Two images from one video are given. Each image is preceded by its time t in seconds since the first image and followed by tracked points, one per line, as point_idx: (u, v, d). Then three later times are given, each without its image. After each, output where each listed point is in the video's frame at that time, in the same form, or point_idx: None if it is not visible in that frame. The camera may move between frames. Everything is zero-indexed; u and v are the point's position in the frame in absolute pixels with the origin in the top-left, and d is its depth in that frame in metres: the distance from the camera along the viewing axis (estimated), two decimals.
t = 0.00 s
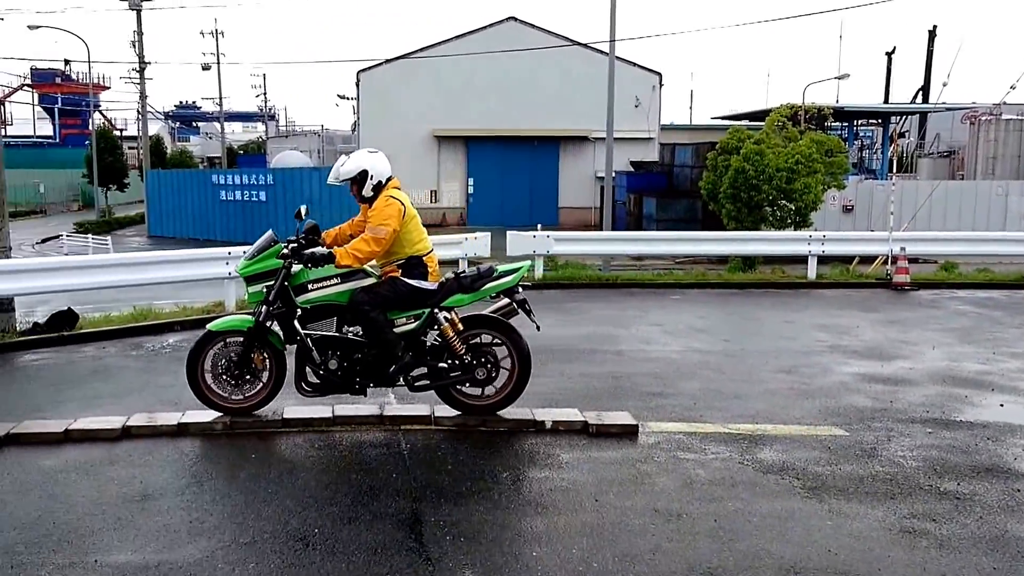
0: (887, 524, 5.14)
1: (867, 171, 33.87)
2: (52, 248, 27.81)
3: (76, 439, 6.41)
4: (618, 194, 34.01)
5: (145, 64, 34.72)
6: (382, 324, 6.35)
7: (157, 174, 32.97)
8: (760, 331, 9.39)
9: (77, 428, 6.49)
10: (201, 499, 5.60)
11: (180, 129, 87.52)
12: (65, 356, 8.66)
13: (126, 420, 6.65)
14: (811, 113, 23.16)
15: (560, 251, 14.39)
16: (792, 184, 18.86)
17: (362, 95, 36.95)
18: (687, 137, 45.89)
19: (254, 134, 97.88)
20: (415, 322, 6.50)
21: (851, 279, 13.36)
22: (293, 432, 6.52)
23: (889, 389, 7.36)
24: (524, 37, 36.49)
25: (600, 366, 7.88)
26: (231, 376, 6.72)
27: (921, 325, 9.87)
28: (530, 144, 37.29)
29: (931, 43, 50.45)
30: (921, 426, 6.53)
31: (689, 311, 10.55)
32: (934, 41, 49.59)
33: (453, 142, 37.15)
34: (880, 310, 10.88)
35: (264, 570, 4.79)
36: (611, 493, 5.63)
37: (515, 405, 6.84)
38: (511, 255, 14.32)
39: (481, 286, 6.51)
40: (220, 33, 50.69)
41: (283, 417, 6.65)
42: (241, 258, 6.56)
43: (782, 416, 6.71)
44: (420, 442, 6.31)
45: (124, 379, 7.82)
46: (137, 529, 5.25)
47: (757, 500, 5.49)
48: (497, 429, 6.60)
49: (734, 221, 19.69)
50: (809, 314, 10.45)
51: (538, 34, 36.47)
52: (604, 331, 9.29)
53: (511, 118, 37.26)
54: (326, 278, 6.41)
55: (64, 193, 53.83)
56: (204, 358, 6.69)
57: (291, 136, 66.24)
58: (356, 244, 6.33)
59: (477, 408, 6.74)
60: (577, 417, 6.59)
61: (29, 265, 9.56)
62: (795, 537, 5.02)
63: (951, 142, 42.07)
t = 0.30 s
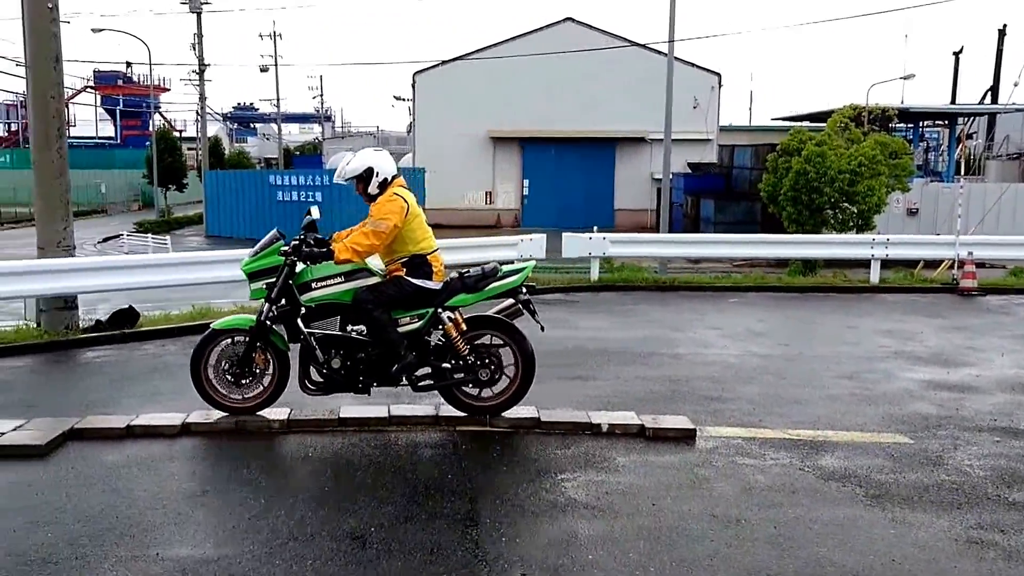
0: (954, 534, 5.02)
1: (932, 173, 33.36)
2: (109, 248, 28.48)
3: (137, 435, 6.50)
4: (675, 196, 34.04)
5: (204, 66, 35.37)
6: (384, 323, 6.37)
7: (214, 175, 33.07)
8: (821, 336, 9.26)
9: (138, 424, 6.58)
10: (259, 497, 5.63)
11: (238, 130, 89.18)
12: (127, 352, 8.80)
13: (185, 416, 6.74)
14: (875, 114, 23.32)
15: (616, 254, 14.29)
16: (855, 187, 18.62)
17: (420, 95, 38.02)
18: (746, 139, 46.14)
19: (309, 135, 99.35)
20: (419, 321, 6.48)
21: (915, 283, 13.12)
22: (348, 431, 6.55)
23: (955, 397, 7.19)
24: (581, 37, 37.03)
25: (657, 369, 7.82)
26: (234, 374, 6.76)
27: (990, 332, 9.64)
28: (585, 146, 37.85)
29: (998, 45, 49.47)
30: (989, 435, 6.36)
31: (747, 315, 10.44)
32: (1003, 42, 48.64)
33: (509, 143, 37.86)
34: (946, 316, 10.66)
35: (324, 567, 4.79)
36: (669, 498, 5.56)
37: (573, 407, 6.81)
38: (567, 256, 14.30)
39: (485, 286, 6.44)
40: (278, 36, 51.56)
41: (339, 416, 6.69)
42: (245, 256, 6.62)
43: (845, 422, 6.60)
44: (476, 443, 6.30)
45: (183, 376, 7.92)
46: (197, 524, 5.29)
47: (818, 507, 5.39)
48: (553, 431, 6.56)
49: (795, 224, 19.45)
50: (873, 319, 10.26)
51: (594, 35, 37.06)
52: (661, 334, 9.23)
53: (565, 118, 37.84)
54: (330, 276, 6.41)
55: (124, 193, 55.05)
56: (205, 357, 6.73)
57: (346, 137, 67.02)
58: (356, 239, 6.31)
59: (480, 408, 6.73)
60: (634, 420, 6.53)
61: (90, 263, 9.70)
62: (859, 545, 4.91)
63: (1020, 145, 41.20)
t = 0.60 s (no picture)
0: (1023, 545, 4.88)
1: (1000, 175, 32.92)
2: (163, 247, 29.09)
3: (196, 431, 6.60)
4: (733, 198, 33.87)
5: (262, 67, 35.92)
6: (395, 326, 6.35)
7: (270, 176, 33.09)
8: (883, 341, 9.10)
9: (197, 420, 6.68)
10: (315, 494, 5.68)
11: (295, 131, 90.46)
12: (188, 350, 8.94)
13: (242, 413, 6.80)
14: (940, 115, 23.25)
15: (673, 255, 14.15)
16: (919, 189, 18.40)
17: (472, 96, 38.49)
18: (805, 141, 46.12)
19: (366, 137, 100.83)
20: (431, 323, 6.48)
21: (982, 288, 12.87)
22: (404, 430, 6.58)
23: None
24: (634, 36, 37.29)
25: (715, 372, 7.76)
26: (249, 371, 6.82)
27: None
28: (641, 148, 38.28)
29: None
30: None
31: (808, 318, 10.31)
32: None
33: (564, 146, 38.44)
34: (1015, 321, 10.42)
35: (382, 565, 4.81)
36: (727, 502, 5.49)
37: (629, 409, 6.76)
38: (622, 257, 14.27)
39: (496, 289, 6.38)
40: (334, 38, 52.23)
41: (394, 416, 6.72)
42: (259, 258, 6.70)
43: (908, 429, 6.47)
44: (530, 444, 6.29)
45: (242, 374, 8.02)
46: (255, 522, 5.33)
47: (880, 515, 5.28)
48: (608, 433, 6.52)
49: (856, 227, 19.17)
50: (939, 324, 10.07)
51: (648, 35, 37.31)
52: (718, 336, 9.15)
53: (618, 118, 38.14)
54: (342, 278, 6.43)
55: (183, 194, 56.17)
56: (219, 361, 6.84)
57: (401, 139, 67.84)
58: (367, 241, 6.32)
59: (494, 411, 6.72)
60: (690, 424, 6.46)
61: (146, 264, 9.83)
62: (921, 555, 4.80)
63: None
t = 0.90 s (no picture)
0: None
1: None
2: (216, 246, 29.65)
3: (252, 429, 6.67)
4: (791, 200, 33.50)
5: (318, 70, 36.43)
6: (407, 325, 6.39)
7: (324, 177, 32.64)
8: (945, 346, 8.92)
9: (253, 419, 6.75)
10: (368, 493, 5.71)
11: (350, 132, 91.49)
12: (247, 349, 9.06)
13: (298, 413, 6.88)
14: (1004, 115, 23.04)
15: (728, 258, 14.02)
16: (983, 191, 18.00)
17: (527, 98, 38.55)
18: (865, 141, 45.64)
19: (419, 138, 101.70)
20: (444, 323, 6.52)
21: None
22: (458, 430, 6.60)
23: None
24: (690, 36, 36.90)
25: (773, 376, 7.67)
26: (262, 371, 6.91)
27: None
28: (697, 148, 37.90)
29: None
30: None
31: (867, 323, 10.15)
32: None
33: (619, 146, 38.24)
34: None
35: (433, 565, 4.82)
36: (785, 508, 5.40)
37: (685, 413, 6.70)
38: (679, 259, 14.18)
39: (509, 289, 6.44)
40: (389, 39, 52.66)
41: (448, 417, 6.74)
42: (275, 256, 6.76)
43: (971, 437, 6.33)
44: (586, 447, 6.25)
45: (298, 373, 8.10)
46: (309, 520, 5.38)
47: (943, 524, 5.16)
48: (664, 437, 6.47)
49: (918, 230, 18.90)
50: (1004, 329, 9.84)
51: (705, 35, 36.99)
52: (775, 340, 9.05)
53: (673, 121, 37.94)
54: (356, 277, 6.48)
55: (238, 195, 57.16)
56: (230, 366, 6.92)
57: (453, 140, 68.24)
58: (384, 241, 6.37)
59: (504, 411, 6.76)
60: (748, 429, 6.39)
61: (199, 263, 9.96)
62: (986, 565, 4.68)
63: None
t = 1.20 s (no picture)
0: None
1: None
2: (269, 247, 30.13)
3: (307, 428, 6.75)
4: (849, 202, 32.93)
5: (372, 72, 36.74)
6: (411, 324, 6.43)
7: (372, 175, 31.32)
8: (1009, 351, 8.74)
9: (308, 418, 6.82)
10: (422, 493, 5.74)
11: (403, 133, 92.28)
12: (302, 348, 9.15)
13: (351, 412, 6.95)
14: None
15: (784, 261, 13.86)
16: None
17: (581, 96, 37.69)
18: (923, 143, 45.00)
19: (472, 140, 102.23)
20: (446, 322, 6.57)
21: None
22: (511, 431, 6.61)
23: None
24: (749, 37, 36.13)
25: (830, 381, 7.57)
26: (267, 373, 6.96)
27: None
28: (753, 149, 37.13)
29: None
30: None
31: (927, 327, 9.98)
32: None
33: (674, 147, 37.52)
34: None
35: (485, 565, 4.83)
36: (843, 515, 5.32)
37: (740, 416, 6.65)
38: (733, 261, 14.04)
39: (511, 288, 6.48)
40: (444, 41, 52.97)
41: (499, 418, 6.76)
42: (279, 255, 6.76)
43: None
44: (639, 451, 6.22)
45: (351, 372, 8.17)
46: (361, 518, 5.42)
47: (1008, 534, 5.04)
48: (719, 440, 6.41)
49: (981, 232, 18.48)
50: None
51: (765, 36, 36.08)
52: (832, 344, 8.94)
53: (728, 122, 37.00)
54: (360, 276, 6.51)
55: (292, 195, 57.96)
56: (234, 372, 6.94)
57: (505, 142, 68.48)
58: (391, 246, 6.42)
59: (504, 410, 6.82)
60: (805, 433, 6.31)
61: (253, 262, 10.04)
62: None
63: None
